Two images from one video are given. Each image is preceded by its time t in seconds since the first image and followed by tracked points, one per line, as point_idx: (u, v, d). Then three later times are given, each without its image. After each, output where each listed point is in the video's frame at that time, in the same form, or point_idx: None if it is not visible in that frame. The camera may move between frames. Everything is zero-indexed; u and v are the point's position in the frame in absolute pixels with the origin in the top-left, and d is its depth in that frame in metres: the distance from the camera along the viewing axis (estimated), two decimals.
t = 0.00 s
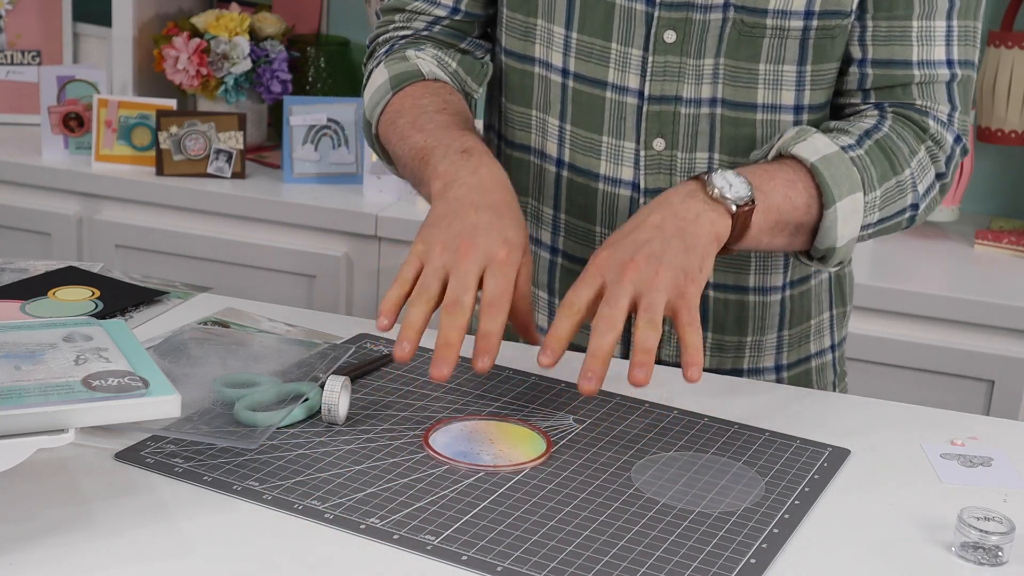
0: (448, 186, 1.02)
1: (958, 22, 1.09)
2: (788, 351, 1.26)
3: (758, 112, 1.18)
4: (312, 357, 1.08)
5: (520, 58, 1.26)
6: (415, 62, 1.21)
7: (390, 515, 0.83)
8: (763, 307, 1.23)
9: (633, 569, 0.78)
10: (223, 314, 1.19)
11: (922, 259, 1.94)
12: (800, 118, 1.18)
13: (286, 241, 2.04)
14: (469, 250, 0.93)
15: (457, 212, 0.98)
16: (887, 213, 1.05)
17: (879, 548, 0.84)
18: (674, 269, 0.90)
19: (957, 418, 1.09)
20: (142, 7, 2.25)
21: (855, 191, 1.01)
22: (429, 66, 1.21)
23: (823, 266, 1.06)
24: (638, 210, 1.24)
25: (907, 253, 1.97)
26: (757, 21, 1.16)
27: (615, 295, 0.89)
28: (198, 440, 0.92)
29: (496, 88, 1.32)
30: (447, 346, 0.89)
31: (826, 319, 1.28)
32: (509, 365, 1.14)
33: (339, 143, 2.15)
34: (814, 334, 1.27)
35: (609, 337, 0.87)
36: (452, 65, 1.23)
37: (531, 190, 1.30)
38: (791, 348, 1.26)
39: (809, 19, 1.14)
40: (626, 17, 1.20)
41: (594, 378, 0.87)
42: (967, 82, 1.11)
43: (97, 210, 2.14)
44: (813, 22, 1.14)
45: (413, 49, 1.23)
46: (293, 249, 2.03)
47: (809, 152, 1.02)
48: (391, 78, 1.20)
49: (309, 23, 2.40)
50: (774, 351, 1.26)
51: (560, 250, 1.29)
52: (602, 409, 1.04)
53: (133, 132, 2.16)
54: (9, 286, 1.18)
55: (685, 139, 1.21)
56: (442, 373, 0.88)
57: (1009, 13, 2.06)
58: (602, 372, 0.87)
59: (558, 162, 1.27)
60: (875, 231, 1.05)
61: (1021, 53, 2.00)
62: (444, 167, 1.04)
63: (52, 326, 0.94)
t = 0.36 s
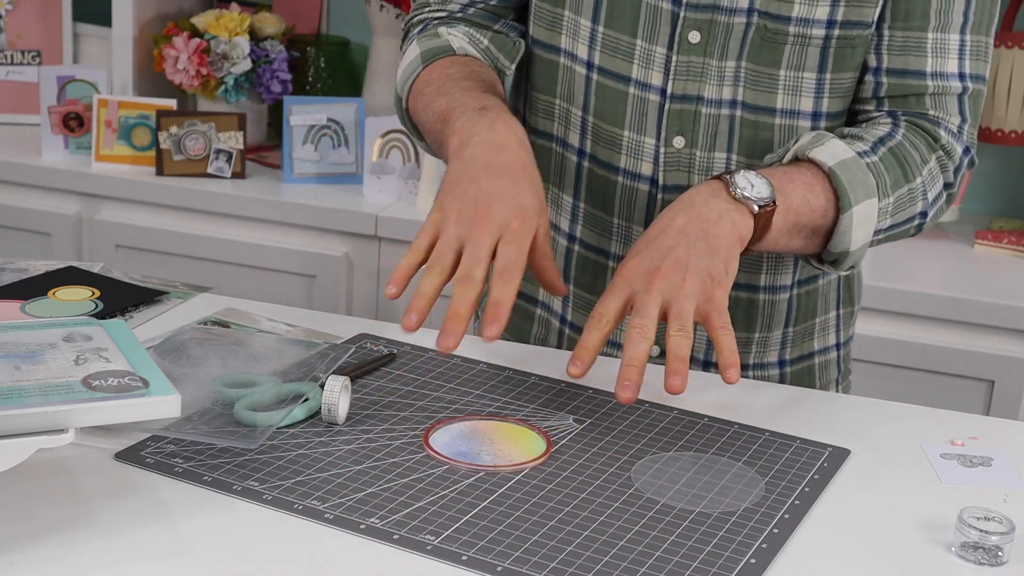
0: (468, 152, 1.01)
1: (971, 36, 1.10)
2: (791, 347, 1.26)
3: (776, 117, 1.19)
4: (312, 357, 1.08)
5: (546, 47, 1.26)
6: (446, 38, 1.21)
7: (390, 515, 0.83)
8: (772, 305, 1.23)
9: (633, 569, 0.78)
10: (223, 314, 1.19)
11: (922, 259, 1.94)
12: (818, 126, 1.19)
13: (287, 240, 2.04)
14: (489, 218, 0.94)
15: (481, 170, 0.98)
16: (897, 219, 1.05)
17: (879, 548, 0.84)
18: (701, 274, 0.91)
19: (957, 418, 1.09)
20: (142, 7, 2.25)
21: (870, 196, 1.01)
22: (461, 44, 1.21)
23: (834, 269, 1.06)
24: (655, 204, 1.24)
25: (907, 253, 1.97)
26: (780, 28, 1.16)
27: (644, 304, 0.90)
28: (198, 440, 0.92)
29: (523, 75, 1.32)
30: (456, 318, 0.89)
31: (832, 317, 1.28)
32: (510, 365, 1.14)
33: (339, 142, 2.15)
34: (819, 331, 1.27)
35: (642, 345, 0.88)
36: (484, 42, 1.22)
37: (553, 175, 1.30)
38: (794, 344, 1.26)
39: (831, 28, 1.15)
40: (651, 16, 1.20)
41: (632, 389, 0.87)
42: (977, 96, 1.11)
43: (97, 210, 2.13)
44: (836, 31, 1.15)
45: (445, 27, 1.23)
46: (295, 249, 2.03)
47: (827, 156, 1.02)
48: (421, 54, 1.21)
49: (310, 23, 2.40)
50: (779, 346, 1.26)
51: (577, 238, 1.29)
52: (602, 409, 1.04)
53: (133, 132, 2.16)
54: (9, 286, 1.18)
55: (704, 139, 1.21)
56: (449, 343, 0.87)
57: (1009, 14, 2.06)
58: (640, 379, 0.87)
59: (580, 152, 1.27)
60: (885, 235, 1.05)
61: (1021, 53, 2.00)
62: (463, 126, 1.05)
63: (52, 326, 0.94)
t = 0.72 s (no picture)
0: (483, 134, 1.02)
1: (994, 35, 1.10)
2: (799, 346, 1.24)
3: (789, 110, 1.17)
4: (312, 357, 1.08)
5: (557, 46, 1.22)
6: (449, 34, 1.21)
7: (390, 515, 0.83)
8: (780, 301, 1.21)
9: (633, 569, 0.78)
10: (223, 314, 1.19)
11: (921, 259, 1.94)
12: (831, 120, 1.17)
13: (287, 240, 2.04)
14: (522, 190, 0.93)
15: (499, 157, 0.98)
16: (924, 208, 1.06)
17: (880, 548, 0.84)
18: (733, 230, 0.90)
19: (957, 418, 1.09)
20: (142, 7, 2.25)
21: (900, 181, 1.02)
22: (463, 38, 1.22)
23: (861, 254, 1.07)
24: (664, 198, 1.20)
25: (907, 253, 1.97)
26: (794, 22, 1.14)
27: (676, 250, 0.89)
28: (198, 440, 0.92)
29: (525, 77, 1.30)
30: (515, 283, 0.88)
31: (841, 319, 1.25)
32: (511, 365, 1.14)
33: (339, 142, 2.14)
34: (827, 332, 1.24)
35: (670, 286, 0.87)
36: (484, 38, 1.24)
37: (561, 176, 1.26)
38: (802, 344, 1.24)
39: (845, 23, 1.13)
40: (662, 10, 1.16)
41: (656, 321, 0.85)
42: (1002, 94, 1.13)
43: (97, 210, 2.13)
44: (850, 26, 1.13)
45: (447, 23, 1.23)
46: (295, 249, 2.03)
47: (859, 140, 1.03)
48: (424, 48, 1.20)
49: (309, 23, 2.40)
50: (787, 346, 1.24)
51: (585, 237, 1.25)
52: (603, 409, 1.04)
53: (133, 133, 2.16)
54: (9, 286, 1.18)
55: (714, 133, 1.18)
56: (516, 308, 0.88)
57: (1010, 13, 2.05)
58: (666, 314, 0.85)
59: (589, 150, 1.23)
60: (911, 223, 1.06)
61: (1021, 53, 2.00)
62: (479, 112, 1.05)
63: (52, 326, 0.94)
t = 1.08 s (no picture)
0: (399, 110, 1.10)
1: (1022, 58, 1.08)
2: (754, 343, 1.21)
3: (750, 108, 1.14)
4: (312, 357, 1.08)
5: (544, 19, 1.21)
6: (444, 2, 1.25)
7: (390, 515, 0.83)
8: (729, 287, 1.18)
9: (633, 569, 0.78)
10: (223, 314, 1.19)
11: (920, 259, 1.94)
12: (783, 119, 1.15)
13: (286, 240, 2.04)
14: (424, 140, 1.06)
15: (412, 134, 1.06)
16: (950, 222, 1.10)
17: (880, 548, 0.84)
18: (733, 239, 0.98)
19: (957, 418, 1.09)
20: (142, 7, 2.25)
21: (923, 204, 1.07)
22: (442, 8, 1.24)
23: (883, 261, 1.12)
24: (620, 180, 1.18)
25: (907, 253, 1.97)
26: (764, 21, 1.12)
27: (679, 248, 0.97)
28: (198, 440, 0.92)
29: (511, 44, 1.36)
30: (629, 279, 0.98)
31: (801, 327, 1.21)
32: (510, 365, 1.14)
33: (339, 142, 2.14)
34: (785, 338, 1.21)
35: (659, 283, 0.96)
36: None
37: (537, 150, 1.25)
38: (757, 340, 1.21)
39: (815, 31, 1.11)
40: None
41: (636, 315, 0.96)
42: None
43: (97, 210, 2.13)
44: (818, 33, 1.11)
45: None
46: (294, 249, 2.03)
47: (890, 160, 1.07)
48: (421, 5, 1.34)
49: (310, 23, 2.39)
50: (740, 339, 1.21)
51: (553, 211, 1.24)
52: (602, 409, 1.04)
53: (133, 132, 2.16)
54: (10, 286, 1.18)
55: (674, 120, 1.15)
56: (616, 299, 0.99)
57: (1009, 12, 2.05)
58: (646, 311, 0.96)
59: (556, 124, 1.22)
60: (936, 235, 1.11)
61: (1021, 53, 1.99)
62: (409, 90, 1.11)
63: (52, 325, 0.94)
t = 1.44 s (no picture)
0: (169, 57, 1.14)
1: (965, 60, 1.11)
2: (694, 340, 1.24)
3: (701, 108, 1.16)
4: (312, 357, 1.08)
5: (488, 7, 1.23)
6: None
7: (390, 515, 0.83)
8: (673, 287, 1.21)
9: (633, 569, 0.78)
10: (223, 314, 1.19)
11: (921, 259, 1.94)
12: (736, 119, 1.17)
13: (284, 240, 2.04)
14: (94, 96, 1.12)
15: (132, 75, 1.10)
16: (889, 225, 1.11)
17: (879, 547, 0.84)
18: (652, 208, 0.98)
19: (956, 418, 1.09)
20: (142, 7, 2.25)
21: (860, 203, 1.07)
22: None
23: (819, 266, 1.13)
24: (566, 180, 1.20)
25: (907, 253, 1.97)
26: (713, 19, 1.14)
27: (601, 201, 0.97)
28: (198, 440, 0.92)
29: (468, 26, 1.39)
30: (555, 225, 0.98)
31: (744, 325, 1.24)
32: (509, 365, 1.14)
33: (339, 143, 2.14)
34: (727, 333, 1.24)
35: (570, 232, 0.96)
36: None
37: (483, 138, 1.26)
38: (697, 335, 1.24)
39: (764, 28, 1.14)
40: None
41: (535, 258, 0.96)
42: (980, 113, 1.14)
43: (97, 210, 2.13)
44: (767, 31, 1.14)
45: None
46: (292, 249, 2.03)
47: (826, 157, 1.07)
48: None
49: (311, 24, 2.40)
50: (680, 335, 1.24)
51: (498, 203, 1.25)
52: (601, 409, 1.04)
53: (133, 132, 2.16)
54: (11, 286, 1.18)
55: (621, 120, 1.17)
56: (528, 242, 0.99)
57: (1009, 13, 2.05)
58: (546, 255, 0.96)
59: (504, 118, 1.23)
60: (874, 238, 1.11)
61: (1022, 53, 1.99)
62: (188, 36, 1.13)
63: (52, 326, 0.94)
